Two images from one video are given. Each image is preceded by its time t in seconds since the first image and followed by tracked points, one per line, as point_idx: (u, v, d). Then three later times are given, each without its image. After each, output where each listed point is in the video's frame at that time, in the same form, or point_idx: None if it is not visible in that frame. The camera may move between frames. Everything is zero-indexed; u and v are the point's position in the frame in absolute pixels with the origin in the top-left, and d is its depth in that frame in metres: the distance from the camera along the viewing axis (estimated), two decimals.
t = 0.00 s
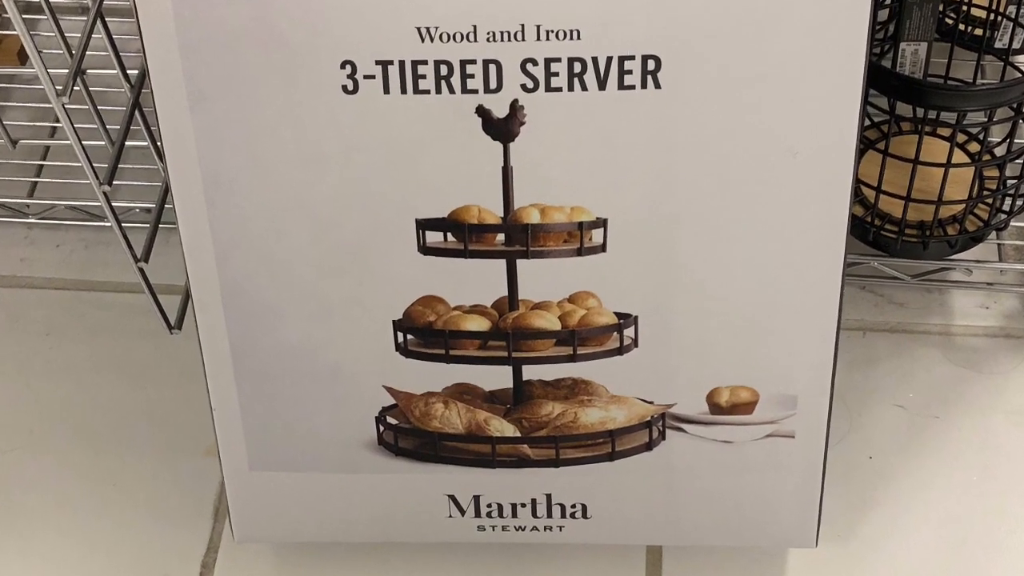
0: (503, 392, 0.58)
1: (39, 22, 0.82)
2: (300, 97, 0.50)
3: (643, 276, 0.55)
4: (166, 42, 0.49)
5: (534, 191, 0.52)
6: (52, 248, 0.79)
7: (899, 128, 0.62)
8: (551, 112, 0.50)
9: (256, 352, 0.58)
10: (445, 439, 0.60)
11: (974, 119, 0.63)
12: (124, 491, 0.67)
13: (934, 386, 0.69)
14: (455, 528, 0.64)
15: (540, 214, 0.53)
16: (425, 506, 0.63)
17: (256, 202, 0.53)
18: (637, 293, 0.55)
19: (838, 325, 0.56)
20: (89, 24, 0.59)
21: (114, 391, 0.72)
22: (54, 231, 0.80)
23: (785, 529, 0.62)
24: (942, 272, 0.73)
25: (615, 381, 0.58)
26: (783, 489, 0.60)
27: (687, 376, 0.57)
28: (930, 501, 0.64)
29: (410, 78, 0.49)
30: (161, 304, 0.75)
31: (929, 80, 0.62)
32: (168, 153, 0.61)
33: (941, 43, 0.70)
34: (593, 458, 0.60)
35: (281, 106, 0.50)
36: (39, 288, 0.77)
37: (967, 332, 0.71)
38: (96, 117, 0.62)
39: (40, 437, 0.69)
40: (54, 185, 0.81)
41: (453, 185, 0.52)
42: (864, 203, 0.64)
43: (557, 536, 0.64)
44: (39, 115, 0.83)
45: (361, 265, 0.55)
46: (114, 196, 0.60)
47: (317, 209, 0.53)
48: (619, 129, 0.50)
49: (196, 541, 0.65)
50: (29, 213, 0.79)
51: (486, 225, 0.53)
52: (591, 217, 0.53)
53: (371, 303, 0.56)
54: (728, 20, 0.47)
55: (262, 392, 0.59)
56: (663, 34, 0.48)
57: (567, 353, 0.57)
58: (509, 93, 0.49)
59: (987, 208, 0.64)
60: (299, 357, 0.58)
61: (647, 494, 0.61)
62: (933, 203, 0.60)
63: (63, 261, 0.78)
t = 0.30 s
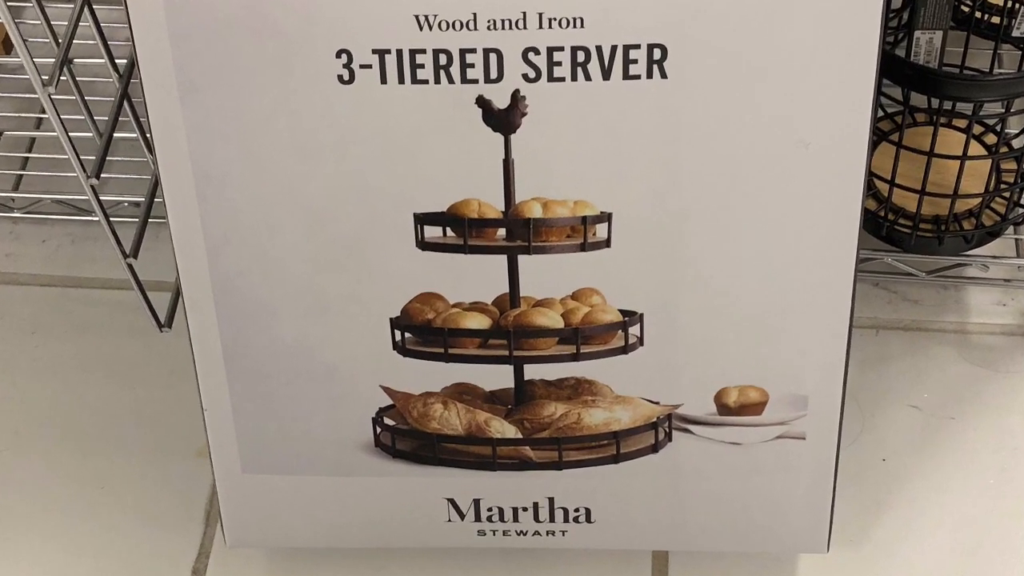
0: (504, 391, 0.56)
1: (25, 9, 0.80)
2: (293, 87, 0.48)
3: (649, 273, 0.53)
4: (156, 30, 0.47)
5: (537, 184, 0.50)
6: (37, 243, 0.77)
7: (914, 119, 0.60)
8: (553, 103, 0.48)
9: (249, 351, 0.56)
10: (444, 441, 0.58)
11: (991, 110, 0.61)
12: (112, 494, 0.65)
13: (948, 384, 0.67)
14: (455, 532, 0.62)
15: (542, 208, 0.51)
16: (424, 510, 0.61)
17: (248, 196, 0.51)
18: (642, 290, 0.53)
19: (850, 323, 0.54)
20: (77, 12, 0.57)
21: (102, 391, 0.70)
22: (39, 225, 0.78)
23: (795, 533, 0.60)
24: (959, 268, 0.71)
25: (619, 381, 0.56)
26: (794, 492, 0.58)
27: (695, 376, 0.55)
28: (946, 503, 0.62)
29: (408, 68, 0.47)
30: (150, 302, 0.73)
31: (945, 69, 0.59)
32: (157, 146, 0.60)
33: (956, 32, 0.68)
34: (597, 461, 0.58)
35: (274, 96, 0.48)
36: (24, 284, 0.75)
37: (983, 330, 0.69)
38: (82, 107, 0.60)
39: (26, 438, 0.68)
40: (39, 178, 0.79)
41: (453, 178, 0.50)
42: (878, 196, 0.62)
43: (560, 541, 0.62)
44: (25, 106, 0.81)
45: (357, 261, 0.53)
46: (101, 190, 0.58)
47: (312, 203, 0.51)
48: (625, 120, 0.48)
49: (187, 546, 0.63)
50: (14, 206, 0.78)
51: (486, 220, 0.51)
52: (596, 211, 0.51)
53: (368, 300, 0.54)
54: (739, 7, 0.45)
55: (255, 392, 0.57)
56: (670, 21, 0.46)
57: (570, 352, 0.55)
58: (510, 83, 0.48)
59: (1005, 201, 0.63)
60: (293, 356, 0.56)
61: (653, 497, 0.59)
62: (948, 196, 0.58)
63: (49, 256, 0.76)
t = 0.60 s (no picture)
0: (505, 391, 0.54)
1: None
2: (287, 76, 0.46)
3: (655, 269, 0.51)
4: (145, 17, 0.45)
5: (539, 178, 0.48)
6: (24, 239, 0.77)
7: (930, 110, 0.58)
8: (556, 93, 0.46)
9: (241, 350, 0.54)
10: (443, 442, 0.56)
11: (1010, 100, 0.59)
12: (100, 496, 0.64)
13: (963, 383, 0.66)
14: (454, 537, 0.60)
15: (544, 202, 0.49)
16: (422, 514, 0.59)
17: (240, 190, 0.50)
18: (648, 287, 0.51)
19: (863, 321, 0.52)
20: None
21: (90, 391, 0.69)
22: (27, 220, 0.79)
23: (806, 538, 0.58)
24: (973, 265, 0.71)
25: (624, 381, 0.54)
26: (805, 495, 0.57)
27: (703, 375, 0.54)
28: (961, 508, 0.61)
29: (406, 57, 0.46)
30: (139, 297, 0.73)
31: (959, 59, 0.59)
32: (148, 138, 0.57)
33: (971, 20, 0.66)
34: (601, 463, 0.56)
35: (267, 86, 0.47)
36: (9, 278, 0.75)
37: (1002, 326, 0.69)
38: (69, 98, 0.60)
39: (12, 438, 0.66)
40: (25, 171, 0.79)
41: (452, 170, 0.48)
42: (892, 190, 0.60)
43: (563, 546, 0.60)
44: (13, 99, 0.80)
45: (353, 257, 0.51)
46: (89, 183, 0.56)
47: (306, 197, 0.49)
48: (630, 112, 0.47)
49: (177, 551, 0.61)
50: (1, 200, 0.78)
51: (487, 214, 0.49)
52: (600, 205, 0.49)
53: (365, 298, 0.52)
54: None
55: (248, 393, 0.55)
56: (677, 7, 0.44)
57: (573, 351, 0.53)
58: (511, 73, 0.46)
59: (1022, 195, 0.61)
60: (287, 355, 0.54)
61: (659, 500, 0.57)
62: (964, 190, 0.57)
63: (36, 252, 0.77)
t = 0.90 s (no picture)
0: (506, 391, 0.52)
1: None
2: (280, 66, 0.45)
3: (662, 265, 0.49)
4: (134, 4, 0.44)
5: (541, 171, 0.47)
6: (10, 234, 0.77)
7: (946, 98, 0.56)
8: (559, 84, 0.45)
9: (234, 349, 0.52)
10: (443, 444, 0.54)
11: None
12: (88, 500, 0.62)
13: (978, 382, 0.65)
14: (454, 540, 0.58)
15: (547, 196, 0.47)
16: (421, 518, 0.57)
17: (232, 185, 0.48)
18: (655, 284, 0.50)
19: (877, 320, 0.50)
20: None
21: (78, 391, 0.68)
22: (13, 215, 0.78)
23: (817, 543, 0.56)
24: (988, 261, 0.70)
25: (629, 381, 0.52)
26: (816, 499, 0.55)
27: (711, 375, 0.52)
28: (977, 512, 0.59)
29: (403, 47, 0.44)
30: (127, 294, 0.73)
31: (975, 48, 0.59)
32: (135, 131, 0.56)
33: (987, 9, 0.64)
34: (605, 465, 0.54)
35: (260, 76, 0.45)
36: None
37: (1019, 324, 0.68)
38: (56, 91, 0.62)
39: None
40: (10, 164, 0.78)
41: (451, 163, 0.47)
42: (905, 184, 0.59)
43: (565, 550, 0.58)
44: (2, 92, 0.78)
45: (350, 254, 0.49)
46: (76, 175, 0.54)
47: (300, 191, 0.48)
48: (636, 103, 0.45)
49: (168, 556, 0.60)
50: None
51: (487, 209, 0.48)
52: (605, 199, 0.47)
53: (361, 295, 0.50)
54: None
55: (242, 393, 0.54)
56: None
57: (577, 351, 0.51)
58: (512, 63, 0.44)
59: None
60: (281, 354, 0.52)
61: (665, 504, 0.56)
62: (980, 184, 0.55)
63: (23, 247, 0.76)
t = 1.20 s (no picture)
0: (506, 391, 0.51)
1: None
2: (274, 56, 0.43)
3: (669, 262, 0.47)
4: None
5: (544, 164, 0.45)
6: None
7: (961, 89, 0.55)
8: (562, 74, 0.43)
9: (227, 349, 0.51)
10: (443, 445, 0.53)
11: None
12: (76, 502, 0.60)
13: (995, 382, 0.64)
14: (454, 545, 0.57)
15: (549, 190, 0.46)
16: (420, 521, 0.56)
17: (225, 178, 0.46)
18: (661, 282, 0.48)
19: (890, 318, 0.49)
20: None
21: (66, 391, 0.66)
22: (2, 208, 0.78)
23: (827, 547, 0.55)
24: (1005, 257, 0.69)
25: (634, 382, 0.50)
26: (827, 502, 0.53)
27: (718, 376, 0.50)
28: (992, 515, 0.58)
29: (401, 36, 0.42)
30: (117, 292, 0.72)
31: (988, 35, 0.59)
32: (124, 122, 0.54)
33: None
34: (609, 467, 0.53)
35: (253, 67, 0.43)
36: None
37: None
38: (44, 79, 0.66)
39: None
40: None
41: (451, 156, 0.45)
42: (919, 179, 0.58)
43: (568, 555, 0.57)
44: None
45: (346, 250, 0.48)
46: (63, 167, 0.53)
47: (295, 185, 0.46)
48: (642, 94, 0.43)
49: (158, 561, 0.58)
50: None
51: (487, 203, 0.46)
52: (609, 193, 0.46)
53: (358, 292, 0.49)
54: None
55: (235, 394, 0.52)
56: None
57: (580, 349, 0.49)
58: (513, 53, 0.43)
59: None
60: (275, 353, 0.51)
61: (671, 507, 0.54)
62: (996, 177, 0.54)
63: (10, 241, 0.76)
